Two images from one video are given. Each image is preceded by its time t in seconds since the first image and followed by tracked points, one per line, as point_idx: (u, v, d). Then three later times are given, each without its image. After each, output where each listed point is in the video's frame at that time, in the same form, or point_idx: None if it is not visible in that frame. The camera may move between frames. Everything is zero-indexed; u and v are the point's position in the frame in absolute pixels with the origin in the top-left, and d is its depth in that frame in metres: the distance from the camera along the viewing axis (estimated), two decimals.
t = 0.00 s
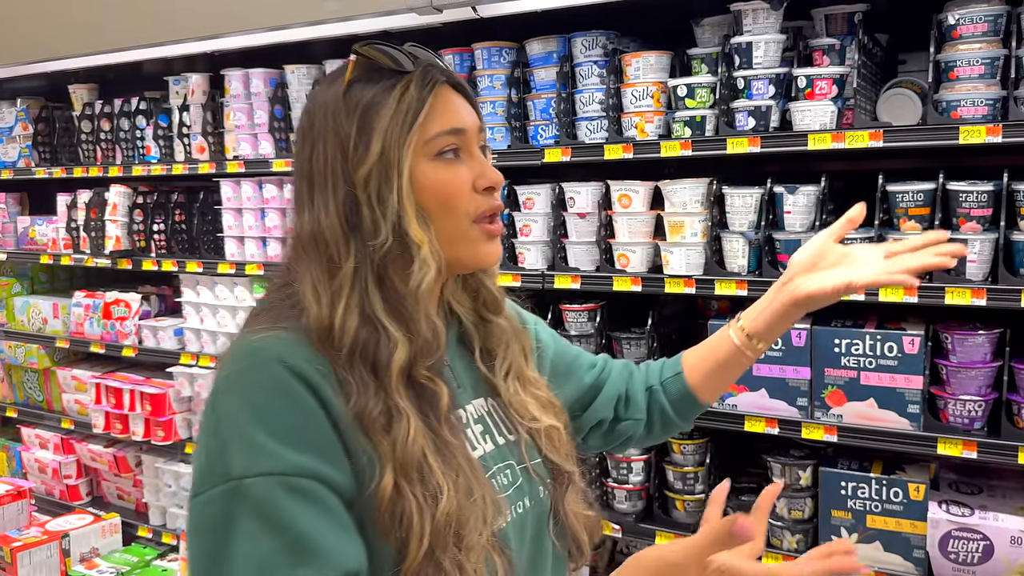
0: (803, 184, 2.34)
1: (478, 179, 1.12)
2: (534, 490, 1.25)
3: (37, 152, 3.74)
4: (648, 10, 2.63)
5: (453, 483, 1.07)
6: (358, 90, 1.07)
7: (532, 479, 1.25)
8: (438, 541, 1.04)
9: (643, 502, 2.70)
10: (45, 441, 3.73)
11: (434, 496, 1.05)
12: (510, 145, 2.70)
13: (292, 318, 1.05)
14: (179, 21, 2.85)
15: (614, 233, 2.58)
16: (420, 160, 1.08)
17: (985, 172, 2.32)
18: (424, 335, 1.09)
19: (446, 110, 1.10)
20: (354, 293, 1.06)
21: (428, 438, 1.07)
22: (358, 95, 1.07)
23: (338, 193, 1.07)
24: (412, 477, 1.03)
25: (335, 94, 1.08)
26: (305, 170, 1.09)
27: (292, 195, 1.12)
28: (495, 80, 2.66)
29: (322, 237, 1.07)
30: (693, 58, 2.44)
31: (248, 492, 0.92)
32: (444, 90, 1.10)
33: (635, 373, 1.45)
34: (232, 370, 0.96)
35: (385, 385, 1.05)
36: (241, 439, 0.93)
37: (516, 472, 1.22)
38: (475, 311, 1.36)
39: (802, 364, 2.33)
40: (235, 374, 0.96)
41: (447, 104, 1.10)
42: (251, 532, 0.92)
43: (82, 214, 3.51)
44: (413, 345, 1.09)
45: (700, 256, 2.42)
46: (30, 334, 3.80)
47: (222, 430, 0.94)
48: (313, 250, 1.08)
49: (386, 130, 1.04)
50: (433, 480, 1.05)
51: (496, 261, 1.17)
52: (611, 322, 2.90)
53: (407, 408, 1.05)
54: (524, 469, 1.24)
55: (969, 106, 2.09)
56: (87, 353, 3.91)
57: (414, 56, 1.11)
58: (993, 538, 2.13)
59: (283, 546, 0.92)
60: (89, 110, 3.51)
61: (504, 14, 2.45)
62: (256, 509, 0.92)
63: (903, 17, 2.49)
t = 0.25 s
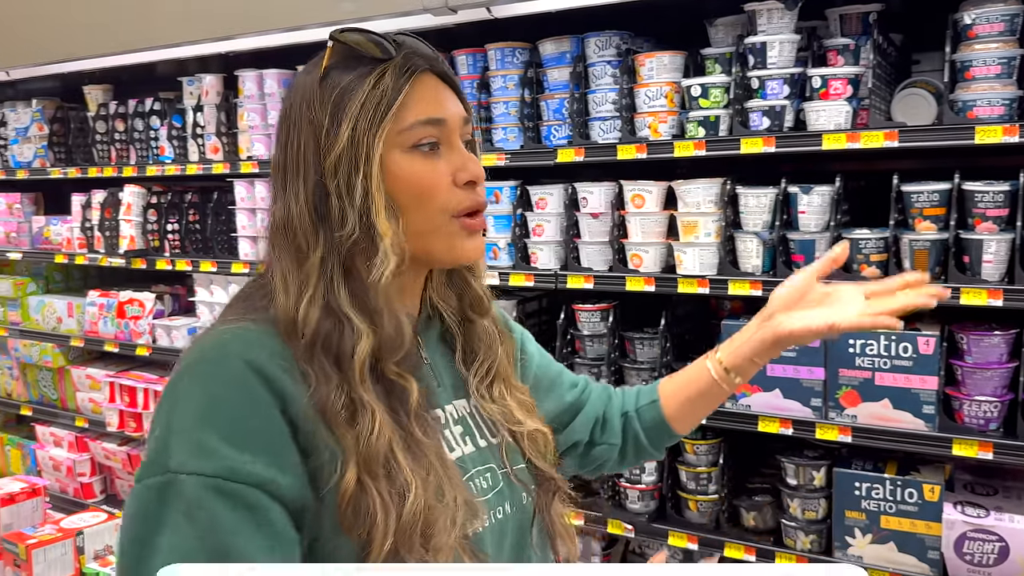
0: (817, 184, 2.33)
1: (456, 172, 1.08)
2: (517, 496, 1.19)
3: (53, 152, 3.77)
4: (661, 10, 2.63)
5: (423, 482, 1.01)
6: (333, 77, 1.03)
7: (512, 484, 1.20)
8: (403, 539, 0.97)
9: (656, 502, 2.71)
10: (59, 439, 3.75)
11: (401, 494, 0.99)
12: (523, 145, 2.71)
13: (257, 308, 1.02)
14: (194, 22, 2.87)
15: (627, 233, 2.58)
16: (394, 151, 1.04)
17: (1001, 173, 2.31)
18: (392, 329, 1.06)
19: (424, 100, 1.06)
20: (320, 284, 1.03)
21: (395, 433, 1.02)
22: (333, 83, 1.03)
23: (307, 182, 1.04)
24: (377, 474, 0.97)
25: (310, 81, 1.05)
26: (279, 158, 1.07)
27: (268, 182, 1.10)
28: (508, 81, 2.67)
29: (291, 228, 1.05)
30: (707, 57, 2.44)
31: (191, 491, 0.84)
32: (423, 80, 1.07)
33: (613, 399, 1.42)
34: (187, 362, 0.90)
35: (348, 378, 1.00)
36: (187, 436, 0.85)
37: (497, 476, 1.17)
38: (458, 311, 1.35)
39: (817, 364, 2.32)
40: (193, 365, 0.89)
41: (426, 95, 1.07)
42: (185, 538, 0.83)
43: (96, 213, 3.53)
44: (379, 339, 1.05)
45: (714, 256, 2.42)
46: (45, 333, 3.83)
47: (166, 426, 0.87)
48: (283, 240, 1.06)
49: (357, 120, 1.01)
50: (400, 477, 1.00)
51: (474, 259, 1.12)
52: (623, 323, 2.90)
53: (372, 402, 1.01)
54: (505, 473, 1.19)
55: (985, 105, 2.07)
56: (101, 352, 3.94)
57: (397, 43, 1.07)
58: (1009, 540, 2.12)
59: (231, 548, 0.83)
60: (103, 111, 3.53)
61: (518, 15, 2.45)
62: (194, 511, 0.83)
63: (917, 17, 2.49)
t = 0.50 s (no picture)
0: (833, 184, 2.33)
1: (457, 182, 1.02)
2: (502, 507, 1.21)
3: (67, 153, 3.79)
4: (676, 10, 2.63)
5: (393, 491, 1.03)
6: (338, 79, 1.00)
7: (500, 496, 1.21)
8: (371, 552, 1.01)
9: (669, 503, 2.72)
10: (73, 438, 3.77)
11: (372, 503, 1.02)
12: (537, 145, 2.72)
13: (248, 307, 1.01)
14: (209, 23, 2.88)
15: (641, 233, 2.58)
16: (396, 157, 1.00)
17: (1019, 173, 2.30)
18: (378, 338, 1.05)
19: (431, 108, 1.02)
20: (311, 286, 1.02)
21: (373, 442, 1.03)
22: (338, 84, 1.00)
23: (306, 182, 1.01)
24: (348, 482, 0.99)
25: (314, 80, 1.01)
26: (275, 155, 1.04)
27: (263, 180, 1.07)
28: (522, 81, 2.67)
29: (286, 227, 1.03)
30: (722, 57, 2.43)
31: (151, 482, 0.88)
32: (430, 87, 1.03)
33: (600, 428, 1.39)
34: (180, 345, 0.91)
35: (331, 383, 1.00)
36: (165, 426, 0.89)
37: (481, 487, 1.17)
38: (451, 317, 1.32)
39: (832, 365, 2.32)
40: (179, 353, 0.91)
41: (432, 102, 1.02)
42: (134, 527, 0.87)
43: (111, 213, 3.55)
44: (365, 347, 1.04)
45: (729, 256, 2.42)
46: (59, 332, 3.85)
47: (152, 410, 0.90)
48: (277, 239, 1.04)
49: (360, 123, 0.97)
50: (375, 488, 1.02)
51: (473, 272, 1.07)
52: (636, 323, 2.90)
53: (352, 411, 1.01)
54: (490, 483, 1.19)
55: (1003, 105, 2.06)
56: (115, 352, 3.96)
57: (404, 48, 1.04)
58: None
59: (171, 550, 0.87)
60: (117, 111, 3.54)
61: (533, 15, 2.45)
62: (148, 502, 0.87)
63: (934, 16, 2.47)
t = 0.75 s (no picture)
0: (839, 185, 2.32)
1: (449, 174, 1.02)
2: (511, 507, 1.20)
3: (74, 153, 3.80)
4: (682, 11, 2.62)
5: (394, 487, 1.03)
6: (327, 73, 1.00)
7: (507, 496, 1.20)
8: (378, 546, 1.01)
9: (675, 504, 2.72)
10: (79, 438, 3.78)
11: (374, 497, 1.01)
12: (542, 146, 2.72)
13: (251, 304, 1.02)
14: (215, 24, 2.89)
15: (647, 234, 2.57)
16: (387, 150, 1.00)
17: None
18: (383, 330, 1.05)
19: (421, 100, 1.02)
20: (314, 279, 1.01)
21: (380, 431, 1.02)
22: (327, 78, 1.00)
23: (302, 177, 1.02)
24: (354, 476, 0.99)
25: (306, 77, 1.02)
26: (273, 151, 1.05)
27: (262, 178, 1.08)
28: (527, 82, 2.67)
29: (284, 222, 1.03)
30: (728, 58, 2.42)
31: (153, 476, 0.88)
32: (420, 79, 1.03)
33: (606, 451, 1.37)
34: (183, 338, 0.92)
35: (335, 374, 1.00)
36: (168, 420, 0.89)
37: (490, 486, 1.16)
38: (456, 315, 1.31)
39: (838, 367, 2.31)
40: (184, 342, 0.91)
41: (423, 94, 1.02)
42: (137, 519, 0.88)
43: (117, 214, 3.56)
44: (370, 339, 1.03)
45: (735, 258, 2.42)
46: (66, 332, 3.86)
47: (156, 401, 0.91)
48: (276, 235, 1.04)
49: (347, 115, 0.98)
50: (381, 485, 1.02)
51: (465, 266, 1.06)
52: (642, 325, 2.90)
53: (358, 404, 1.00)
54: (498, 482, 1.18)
55: (1011, 107, 2.07)
56: (121, 352, 3.97)
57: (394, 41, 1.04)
58: None
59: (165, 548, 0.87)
60: (124, 112, 3.55)
61: (539, 16, 2.45)
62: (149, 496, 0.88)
63: (941, 18, 2.47)
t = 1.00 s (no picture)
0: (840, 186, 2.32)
1: (452, 179, 1.01)
2: (514, 507, 1.20)
3: (76, 154, 3.81)
4: (683, 12, 2.62)
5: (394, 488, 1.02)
6: (337, 73, 1.01)
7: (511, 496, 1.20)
8: (376, 538, 1.00)
9: (676, 505, 2.72)
10: (81, 438, 3.79)
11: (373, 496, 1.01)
12: (544, 147, 2.72)
13: (253, 299, 1.03)
14: (217, 25, 2.90)
15: (647, 235, 2.57)
16: (391, 152, 0.99)
17: None
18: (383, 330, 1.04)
19: (429, 103, 1.01)
20: (312, 277, 1.02)
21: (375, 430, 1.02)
22: (336, 79, 1.01)
23: (306, 175, 1.03)
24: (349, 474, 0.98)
25: (316, 76, 1.03)
26: (282, 149, 1.06)
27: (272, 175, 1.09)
28: (529, 83, 2.67)
29: (287, 220, 1.04)
30: (729, 59, 2.43)
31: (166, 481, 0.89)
32: (431, 83, 1.02)
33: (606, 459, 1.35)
34: (187, 344, 0.93)
35: (332, 372, 1.00)
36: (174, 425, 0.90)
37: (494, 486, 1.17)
38: (463, 317, 1.31)
39: (839, 368, 2.31)
40: (187, 349, 0.92)
41: (431, 98, 1.01)
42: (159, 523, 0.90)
43: (119, 214, 3.56)
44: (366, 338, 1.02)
45: (736, 259, 2.42)
46: (68, 333, 3.86)
47: (164, 406, 0.91)
48: (281, 232, 1.05)
49: (351, 117, 0.98)
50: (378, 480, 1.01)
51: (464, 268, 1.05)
52: (643, 325, 2.90)
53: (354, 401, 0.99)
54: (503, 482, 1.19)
55: (1011, 107, 2.05)
56: (123, 352, 3.97)
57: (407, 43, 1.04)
58: None
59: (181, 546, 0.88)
60: (126, 113, 3.56)
61: (539, 16, 2.46)
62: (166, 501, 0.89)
63: (942, 18, 2.47)
